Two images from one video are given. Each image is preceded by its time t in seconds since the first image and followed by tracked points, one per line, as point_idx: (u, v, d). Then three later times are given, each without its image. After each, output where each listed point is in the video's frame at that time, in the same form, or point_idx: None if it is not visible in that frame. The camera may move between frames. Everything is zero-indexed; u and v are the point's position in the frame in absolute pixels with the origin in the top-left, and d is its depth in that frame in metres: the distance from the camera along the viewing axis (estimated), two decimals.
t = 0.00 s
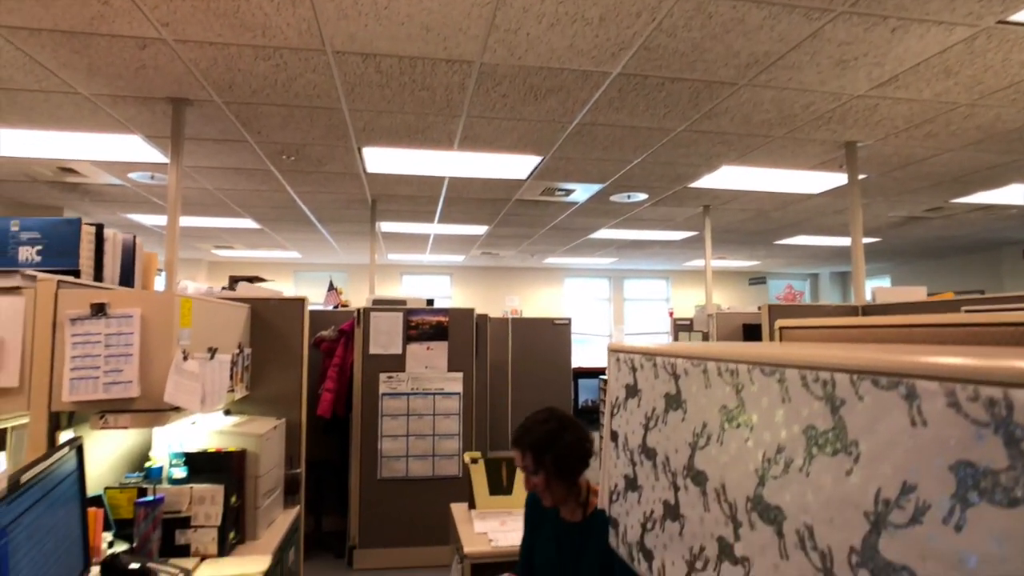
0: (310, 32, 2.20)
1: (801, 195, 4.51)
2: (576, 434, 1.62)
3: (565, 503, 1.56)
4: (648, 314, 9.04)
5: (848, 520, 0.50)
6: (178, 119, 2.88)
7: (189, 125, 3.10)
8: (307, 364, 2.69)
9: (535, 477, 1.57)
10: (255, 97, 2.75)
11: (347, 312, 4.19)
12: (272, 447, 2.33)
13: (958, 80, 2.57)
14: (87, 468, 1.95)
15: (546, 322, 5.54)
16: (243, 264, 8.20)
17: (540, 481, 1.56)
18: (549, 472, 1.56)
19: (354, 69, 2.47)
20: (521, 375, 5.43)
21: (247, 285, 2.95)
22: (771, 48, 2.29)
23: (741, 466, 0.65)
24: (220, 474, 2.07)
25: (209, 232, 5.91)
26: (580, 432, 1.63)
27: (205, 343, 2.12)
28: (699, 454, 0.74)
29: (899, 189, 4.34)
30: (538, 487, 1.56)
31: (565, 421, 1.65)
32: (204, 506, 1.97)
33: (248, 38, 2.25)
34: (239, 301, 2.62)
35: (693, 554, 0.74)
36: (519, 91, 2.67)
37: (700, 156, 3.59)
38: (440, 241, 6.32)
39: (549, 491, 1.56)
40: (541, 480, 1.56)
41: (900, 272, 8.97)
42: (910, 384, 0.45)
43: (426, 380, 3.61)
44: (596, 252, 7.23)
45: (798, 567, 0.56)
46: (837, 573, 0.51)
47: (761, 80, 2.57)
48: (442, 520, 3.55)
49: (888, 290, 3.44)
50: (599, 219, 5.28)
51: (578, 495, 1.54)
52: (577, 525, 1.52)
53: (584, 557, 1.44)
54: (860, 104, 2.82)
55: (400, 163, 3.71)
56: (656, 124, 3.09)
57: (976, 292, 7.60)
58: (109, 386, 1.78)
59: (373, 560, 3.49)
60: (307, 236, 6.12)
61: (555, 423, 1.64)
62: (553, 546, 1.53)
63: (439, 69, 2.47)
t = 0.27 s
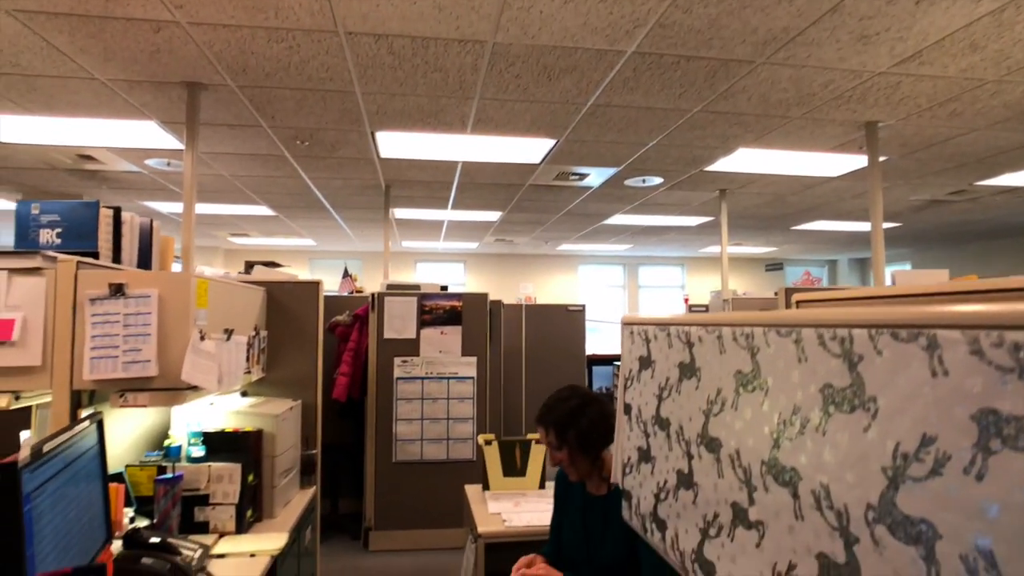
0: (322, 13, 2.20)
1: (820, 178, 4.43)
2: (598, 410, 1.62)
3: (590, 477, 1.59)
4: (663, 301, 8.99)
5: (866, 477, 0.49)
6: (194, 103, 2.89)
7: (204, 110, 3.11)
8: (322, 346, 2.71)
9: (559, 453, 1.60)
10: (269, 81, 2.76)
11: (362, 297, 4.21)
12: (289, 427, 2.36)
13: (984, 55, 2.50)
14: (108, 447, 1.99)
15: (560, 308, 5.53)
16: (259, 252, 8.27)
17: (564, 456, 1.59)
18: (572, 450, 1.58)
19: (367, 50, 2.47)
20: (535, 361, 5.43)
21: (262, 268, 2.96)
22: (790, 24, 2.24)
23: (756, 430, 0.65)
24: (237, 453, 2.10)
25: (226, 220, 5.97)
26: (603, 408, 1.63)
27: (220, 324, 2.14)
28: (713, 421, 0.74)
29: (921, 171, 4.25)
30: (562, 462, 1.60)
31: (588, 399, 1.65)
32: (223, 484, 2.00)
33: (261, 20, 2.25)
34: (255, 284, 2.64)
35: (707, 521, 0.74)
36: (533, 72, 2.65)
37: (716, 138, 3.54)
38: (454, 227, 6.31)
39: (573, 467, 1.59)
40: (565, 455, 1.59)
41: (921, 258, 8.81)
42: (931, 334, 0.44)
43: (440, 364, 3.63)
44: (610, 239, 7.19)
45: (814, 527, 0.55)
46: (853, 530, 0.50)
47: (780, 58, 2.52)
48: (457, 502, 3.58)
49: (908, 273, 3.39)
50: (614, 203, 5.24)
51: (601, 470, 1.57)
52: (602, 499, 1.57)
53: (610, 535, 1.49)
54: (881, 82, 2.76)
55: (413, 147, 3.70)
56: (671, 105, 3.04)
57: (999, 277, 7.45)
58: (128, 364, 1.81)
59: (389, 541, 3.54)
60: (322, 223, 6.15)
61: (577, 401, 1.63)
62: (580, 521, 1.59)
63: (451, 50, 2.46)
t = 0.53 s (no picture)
0: None
1: (838, 161, 4.35)
2: (605, 387, 1.61)
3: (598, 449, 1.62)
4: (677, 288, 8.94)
5: (881, 431, 0.48)
6: (207, 88, 2.90)
7: (217, 95, 3.13)
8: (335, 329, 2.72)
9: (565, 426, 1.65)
10: (280, 64, 2.76)
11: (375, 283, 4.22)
12: (303, 408, 2.38)
13: (1010, 29, 2.43)
14: (126, 425, 2.02)
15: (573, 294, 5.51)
16: (274, 240, 8.33)
17: (568, 431, 1.65)
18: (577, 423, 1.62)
19: (377, 32, 2.45)
20: (547, 347, 5.43)
21: (276, 252, 2.97)
22: None
23: (768, 392, 0.64)
24: (253, 433, 2.12)
25: (240, 207, 6.01)
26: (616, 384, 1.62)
27: (234, 306, 2.16)
28: (725, 387, 0.73)
29: (943, 153, 4.16)
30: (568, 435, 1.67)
31: (599, 375, 1.65)
32: (238, 463, 2.02)
33: (272, 1, 2.25)
34: (269, 267, 2.66)
35: (718, 488, 0.73)
36: (545, 52, 2.62)
37: (731, 119, 3.49)
38: (466, 214, 6.30)
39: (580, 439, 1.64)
40: (569, 430, 1.65)
41: (941, 243, 8.66)
42: (949, 282, 0.43)
43: (453, 348, 3.64)
44: (624, 225, 7.14)
45: (826, 487, 0.54)
46: (866, 487, 0.49)
47: (797, 34, 2.47)
48: (470, 485, 3.61)
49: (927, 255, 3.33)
50: (627, 189, 5.20)
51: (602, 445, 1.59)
52: (616, 473, 1.58)
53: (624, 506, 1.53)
54: (902, 59, 2.69)
55: (425, 131, 3.69)
56: (685, 85, 3.00)
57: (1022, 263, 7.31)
58: (144, 344, 1.83)
59: (402, 524, 3.57)
60: (335, 210, 6.17)
61: (585, 378, 1.64)
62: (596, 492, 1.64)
63: (462, 31, 2.44)
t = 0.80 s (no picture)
0: None
1: (857, 143, 4.27)
2: (613, 367, 1.61)
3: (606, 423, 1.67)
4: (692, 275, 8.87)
5: (901, 387, 0.46)
6: (220, 72, 2.91)
7: (231, 80, 3.14)
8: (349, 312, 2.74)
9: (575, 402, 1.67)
10: (292, 47, 2.75)
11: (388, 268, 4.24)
12: (318, 390, 2.40)
13: None
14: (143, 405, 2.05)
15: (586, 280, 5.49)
16: (289, 228, 8.39)
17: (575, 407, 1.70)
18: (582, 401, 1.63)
19: (389, 12, 2.44)
20: (561, 333, 5.42)
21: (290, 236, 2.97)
22: None
23: (784, 355, 0.62)
24: (268, 413, 2.14)
25: (255, 194, 6.05)
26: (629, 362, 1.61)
27: (249, 287, 2.17)
28: (739, 353, 0.71)
29: (967, 134, 4.06)
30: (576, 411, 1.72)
31: (606, 358, 1.63)
32: (254, 443, 2.05)
33: None
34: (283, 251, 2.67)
35: (732, 456, 0.72)
36: (558, 32, 2.59)
37: (748, 100, 3.43)
38: (479, 200, 6.29)
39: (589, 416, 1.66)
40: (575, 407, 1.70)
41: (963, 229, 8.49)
42: (976, 228, 0.41)
43: (466, 333, 3.64)
44: (638, 211, 7.08)
45: (843, 447, 0.52)
46: (885, 444, 0.47)
47: (816, 10, 2.41)
48: (483, 469, 3.62)
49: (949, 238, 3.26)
50: (642, 173, 5.14)
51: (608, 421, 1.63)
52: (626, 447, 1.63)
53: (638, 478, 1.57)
54: (926, 34, 2.62)
55: (437, 115, 3.68)
56: (701, 65, 2.95)
57: None
58: (160, 324, 1.85)
59: (417, 506, 3.61)
60: (349, 197, 6.19)
61: (593, 357, 1.64)
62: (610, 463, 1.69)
63: (474, 11, 2.41)
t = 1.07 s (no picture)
0: None
1: (879, 125, 4.17)
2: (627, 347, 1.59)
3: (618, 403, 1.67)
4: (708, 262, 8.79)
5: (923, 347, 0.45)
6: (234, 57, 2.91)
7: (245, 65, 3.14)
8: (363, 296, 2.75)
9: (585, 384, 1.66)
10: (306, 31, 2.75)
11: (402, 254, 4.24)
12: (333, 372, 2.42)
13: None
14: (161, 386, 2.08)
15: (601, 267, 5.46)
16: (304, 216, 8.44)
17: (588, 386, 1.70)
18: (596, 383, 1.61)
19: None
20: (575, 320, 5.41)
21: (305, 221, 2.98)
22: None
23: (801, 322, 0.61)
24: (284, 395, 2.16)
25: (271, 182, 6.09)
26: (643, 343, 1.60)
27: (265, 271, 2.18)
28: (756, 323, 0.70)
29: (994, 115, 3.95)
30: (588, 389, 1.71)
31: (620, 341, 1.61)
32: (271, 424, 2.07)
33: None
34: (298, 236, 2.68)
35: (747, 427, 0.71)
36: (572, 12, 2.55)
37: (767, 82, 3.36)
38: (493, 187, 6.27)
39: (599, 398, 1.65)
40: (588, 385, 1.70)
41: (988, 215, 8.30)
42: (1005, 178, 0.39)
43: (480, 318, 3.64)
44: (653, 198, 7.02)
45: (862, 412, 0.51)
46: (906, 406, 0.46)
47: None
48: (497, 453, 3.64)
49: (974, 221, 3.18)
50: (658, 158, 5.09)
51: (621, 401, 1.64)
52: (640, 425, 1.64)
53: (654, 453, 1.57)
54: (953, 10, 2.54)
55: (451, 99, 3.66)
56: (718, 46, 2.90)
57: None
58: (177, 306, 1.87)
59: (432, 490, 3.64)
60: (363, 184, 6.21)
61: (606, 340, 1.62)
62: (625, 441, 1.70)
63: None
